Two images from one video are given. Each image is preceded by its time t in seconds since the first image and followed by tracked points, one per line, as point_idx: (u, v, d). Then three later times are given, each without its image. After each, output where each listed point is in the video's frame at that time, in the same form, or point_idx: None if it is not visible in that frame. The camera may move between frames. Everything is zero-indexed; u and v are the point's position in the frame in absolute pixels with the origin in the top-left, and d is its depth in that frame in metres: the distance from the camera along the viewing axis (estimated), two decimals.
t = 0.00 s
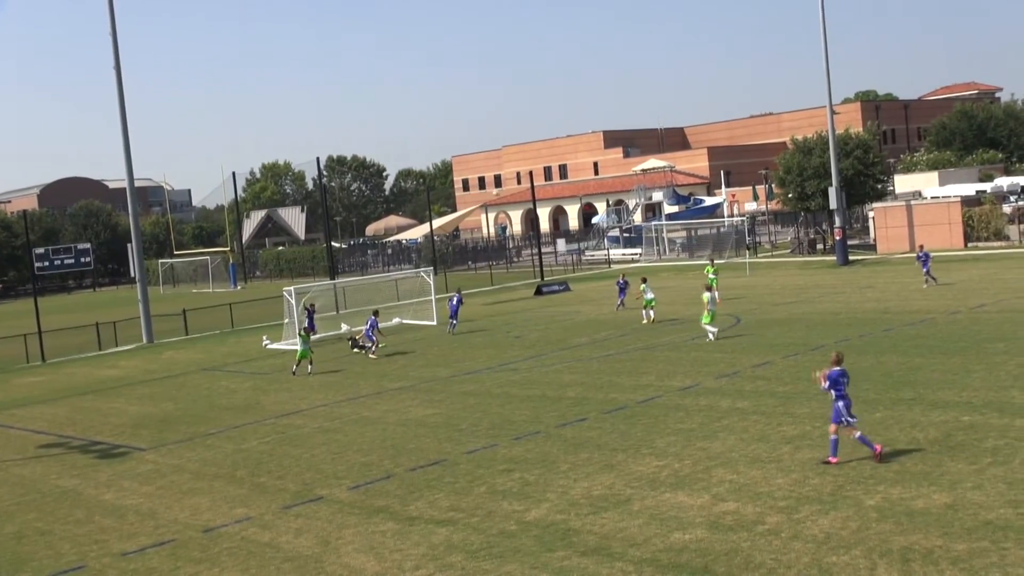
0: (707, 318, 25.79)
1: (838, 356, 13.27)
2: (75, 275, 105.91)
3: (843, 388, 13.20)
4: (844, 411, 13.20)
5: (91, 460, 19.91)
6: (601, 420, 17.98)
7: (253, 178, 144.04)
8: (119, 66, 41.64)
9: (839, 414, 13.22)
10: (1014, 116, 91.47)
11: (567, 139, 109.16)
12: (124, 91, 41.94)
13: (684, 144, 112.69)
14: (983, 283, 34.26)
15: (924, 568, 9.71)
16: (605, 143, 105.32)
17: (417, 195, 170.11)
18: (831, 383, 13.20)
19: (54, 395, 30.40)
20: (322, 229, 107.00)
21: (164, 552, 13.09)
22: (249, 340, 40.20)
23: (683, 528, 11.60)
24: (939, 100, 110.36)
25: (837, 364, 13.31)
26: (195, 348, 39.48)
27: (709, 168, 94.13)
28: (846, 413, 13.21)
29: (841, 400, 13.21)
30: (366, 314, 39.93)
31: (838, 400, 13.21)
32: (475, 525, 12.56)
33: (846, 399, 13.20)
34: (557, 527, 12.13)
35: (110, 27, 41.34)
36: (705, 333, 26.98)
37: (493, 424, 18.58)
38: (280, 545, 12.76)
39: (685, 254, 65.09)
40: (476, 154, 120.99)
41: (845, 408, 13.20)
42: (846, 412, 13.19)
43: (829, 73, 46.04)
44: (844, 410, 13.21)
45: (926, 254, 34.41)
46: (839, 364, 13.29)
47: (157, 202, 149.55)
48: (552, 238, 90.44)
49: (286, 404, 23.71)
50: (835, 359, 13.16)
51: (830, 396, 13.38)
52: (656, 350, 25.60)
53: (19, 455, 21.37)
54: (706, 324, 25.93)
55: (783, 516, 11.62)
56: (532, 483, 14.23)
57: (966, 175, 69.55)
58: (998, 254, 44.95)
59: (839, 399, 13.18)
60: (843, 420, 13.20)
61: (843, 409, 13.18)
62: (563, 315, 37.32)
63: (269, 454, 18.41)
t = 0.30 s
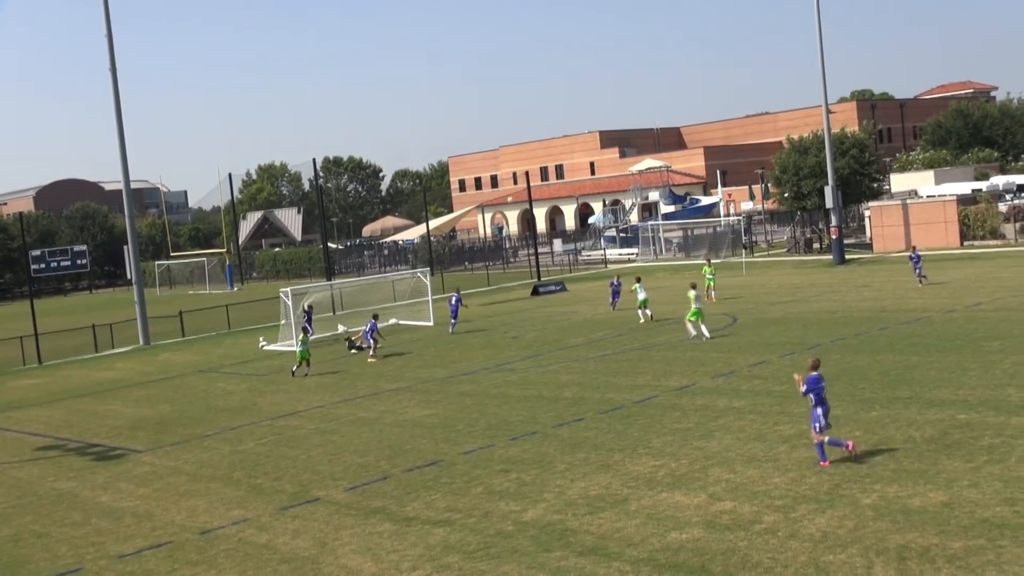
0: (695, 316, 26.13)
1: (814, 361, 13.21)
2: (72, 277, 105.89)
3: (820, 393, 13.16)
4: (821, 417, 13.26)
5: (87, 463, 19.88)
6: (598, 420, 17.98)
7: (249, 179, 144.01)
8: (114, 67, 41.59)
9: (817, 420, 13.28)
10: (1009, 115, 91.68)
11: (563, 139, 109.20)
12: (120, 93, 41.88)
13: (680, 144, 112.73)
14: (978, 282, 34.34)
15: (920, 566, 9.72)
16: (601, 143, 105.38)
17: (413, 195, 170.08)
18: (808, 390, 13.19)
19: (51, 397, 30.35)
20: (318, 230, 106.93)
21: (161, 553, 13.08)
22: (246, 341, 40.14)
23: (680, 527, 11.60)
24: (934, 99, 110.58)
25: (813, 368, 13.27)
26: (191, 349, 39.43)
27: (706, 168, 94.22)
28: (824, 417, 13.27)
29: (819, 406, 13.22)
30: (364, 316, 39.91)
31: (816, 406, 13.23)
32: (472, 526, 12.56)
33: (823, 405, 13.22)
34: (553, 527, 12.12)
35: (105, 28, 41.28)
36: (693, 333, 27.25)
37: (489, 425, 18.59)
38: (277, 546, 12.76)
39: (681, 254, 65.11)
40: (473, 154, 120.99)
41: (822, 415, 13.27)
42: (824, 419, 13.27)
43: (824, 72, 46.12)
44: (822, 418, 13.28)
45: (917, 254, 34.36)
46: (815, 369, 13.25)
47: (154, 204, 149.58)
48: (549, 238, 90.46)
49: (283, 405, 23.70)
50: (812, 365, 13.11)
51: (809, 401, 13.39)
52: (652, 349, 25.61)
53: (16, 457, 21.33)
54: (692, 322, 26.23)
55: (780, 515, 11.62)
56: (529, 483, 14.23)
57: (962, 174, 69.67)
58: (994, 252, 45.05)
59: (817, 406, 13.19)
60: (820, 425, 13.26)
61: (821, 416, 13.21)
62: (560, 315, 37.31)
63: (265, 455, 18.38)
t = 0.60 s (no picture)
0: (682, 313, 26.33)
1: (793, 359, 13.30)
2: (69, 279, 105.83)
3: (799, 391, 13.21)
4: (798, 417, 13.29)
5: (85, 465, 19.87)
6: (596, 420, 17.98)
7: (247, 180, 144.04)
8: (111, 69, 41.56)
9: (794, 419, 13.32)
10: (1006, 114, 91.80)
11: (561, 139, 109.22)
12: (117, 95, 41.85)
13: (677, 143, 112.77)
14: (975, 280, 34.38)
15: (918, 564, 9.74)
16: (598, 144, 105.40)
17: (410, 197, 170.12)
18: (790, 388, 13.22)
19: (49, 399, 30.33)
20: (316, 231, 106.97)
21: (159, 556, 13.08)
22: (243, 343, 40.12)
23: (678, 527, 11.60)
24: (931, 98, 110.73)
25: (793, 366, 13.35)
26: (189, 351, 39.43)
27: (704, 167, 94.30)
28: (802, 417, 13.28)
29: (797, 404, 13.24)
30: (361, 316, 39.89)
31: (795, 405, 13.26)
32: (470, 526, 12.57)
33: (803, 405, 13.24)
34: (552, 528, 12.13)
35: (101, 30, 41.25)
36: (684, 333, 27.41)
37: (487, 425, 18.60)
38: (275, 548, 12.75)
39: (679, 254, 65.14)
40: (470, 154, 121.00)
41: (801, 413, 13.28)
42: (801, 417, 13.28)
43: (821, 72, 46.15)
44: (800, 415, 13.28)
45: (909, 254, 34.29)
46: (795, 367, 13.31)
47: (151, 206, 149.61)
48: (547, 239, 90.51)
49: (281, 406, 23.70)
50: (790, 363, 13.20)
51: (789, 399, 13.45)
52: (649, 349, 25.59)
53: (13, 460, 21.31)
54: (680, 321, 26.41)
55: (778, 515, 11.63)
56: (527, 484, 14.23)
57: (959, 173, 69.77)
58: (991, 251, 45.12)
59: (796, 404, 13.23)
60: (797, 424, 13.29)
61: (800, 415, 13.24)
62: (558, 315, 37.31)
63: (263, 456, 18.38)
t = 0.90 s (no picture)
0: (673, 316, 26.43)
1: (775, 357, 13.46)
2: (71, 284, 105.92)
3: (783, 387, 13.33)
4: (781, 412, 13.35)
5: (88, 469, 19.89)
6: (598, 419, 17.98)
7: (247, 183, 144.14)
8: (110, 73, 41.60)
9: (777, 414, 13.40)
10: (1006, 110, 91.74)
11: (561, 140, 109.20)
12: (116, 99, 41.87)
13: (677, 142, 112.81)
14: (975, 276, 34.42)
15: (921, 562, 9.74)
16: (598, 144, 105.41)
17: (411, 199, 170.17)
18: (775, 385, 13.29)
19: (51, 404, 30.37)
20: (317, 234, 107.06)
21: (162, 559, 13.08)
22: (244, 346, 40.14)
23: (681, 525, 11.62)
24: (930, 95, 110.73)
25: (773, 363, 13.54)
26: (190, 355, 39.46)
27: (704, 166, 94.33)
28: (785, 412, 13.36)
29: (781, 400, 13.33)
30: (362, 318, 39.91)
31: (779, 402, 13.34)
32: (473, 527, 12.59)
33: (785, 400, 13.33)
34: (554, 528, 12.12)
35: (100, 35, 41.27)
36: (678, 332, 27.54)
37: (489, 425, 18.63)
38: (278, 550, 12.77)
39: (680, 253, 65.12)
40: (470, 155, 121.02)
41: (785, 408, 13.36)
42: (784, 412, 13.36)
43: (820, 70, 46.16)
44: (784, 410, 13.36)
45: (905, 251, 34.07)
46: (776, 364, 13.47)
47: (152, 210, 149.89)
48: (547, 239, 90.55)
49: (283, 409, 23.73)
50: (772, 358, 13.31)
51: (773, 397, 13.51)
52: (650, 349, 25.60)
53: (16, 465, 21.33)
54: (673, 322, 26.52)
55: (781, 512, 11.62)
56: (529, 484, 14.24)
57: (959, 170, 69.79)
58: (992, 247, 45.13)
59: (780, 399, 13.29)
60: (780, 419, 13.36)
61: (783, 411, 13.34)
62: (559, 315, 37.34)
63: (266, 459, 18.40)
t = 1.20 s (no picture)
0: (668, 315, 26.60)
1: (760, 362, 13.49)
2: (75, 286, 106.00)
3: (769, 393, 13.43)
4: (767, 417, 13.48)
5: (92, 471, 19.91)
6: (601, 420, 17.99)
7: (250, 185, 144.18)
8: (112, 75, 41.64)
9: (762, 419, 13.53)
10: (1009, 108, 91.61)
11: (563, 140, 109.19)
12: (119, 102, 41.92)
13: (679, 142, 112.75)
14: (979, 275, 34.36)
15: (924, 560, 9.72)
16: (600, 143, 105.39)
17: (413, 200, 170.25)
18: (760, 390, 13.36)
19: (54, 406, 30.36)
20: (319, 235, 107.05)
21: (166, 561, 13.09)
22: (247, 347, 40.14)
23: (684, 525, 11.61)
24: (933, 93, 110.63)
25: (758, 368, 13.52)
26: (193, 356, 39.50)
27: (707, 166, 94.27)
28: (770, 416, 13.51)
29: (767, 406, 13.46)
30: (366, 319, 39.92)
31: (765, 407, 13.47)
32: (476, 527, 12.59)
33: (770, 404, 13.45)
34: (557, 528, 12.12)
35: (103, 37, 41.33)
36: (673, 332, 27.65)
37: (492, 426, 18.63)
38: (281, 551, 12.78)
39: (682, 253, 65.08)
40: (472, 156, 121.03)
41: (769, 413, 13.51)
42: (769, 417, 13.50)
43: (822, 70, 46.13)
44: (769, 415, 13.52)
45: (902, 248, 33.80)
46: (761, 368, 13.53)
47: (155, 212, 150.00)
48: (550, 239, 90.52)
49: (286, 410, 23.73)
50: (758, 364, 13.37)
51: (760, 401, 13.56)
52: (653, 349, 25.58)
53: (19, 467, 21.34)
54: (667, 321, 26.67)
55: (784, 512, 11.62)
56: (533, 484, 14.23)
57: (962, 167, 69.73)
58: (995, 245, 45.04)
59: (764, 404, 13.41)
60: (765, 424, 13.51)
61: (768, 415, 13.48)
62: (563, 316, 37.32)
63: (269, 461, 18.41)
